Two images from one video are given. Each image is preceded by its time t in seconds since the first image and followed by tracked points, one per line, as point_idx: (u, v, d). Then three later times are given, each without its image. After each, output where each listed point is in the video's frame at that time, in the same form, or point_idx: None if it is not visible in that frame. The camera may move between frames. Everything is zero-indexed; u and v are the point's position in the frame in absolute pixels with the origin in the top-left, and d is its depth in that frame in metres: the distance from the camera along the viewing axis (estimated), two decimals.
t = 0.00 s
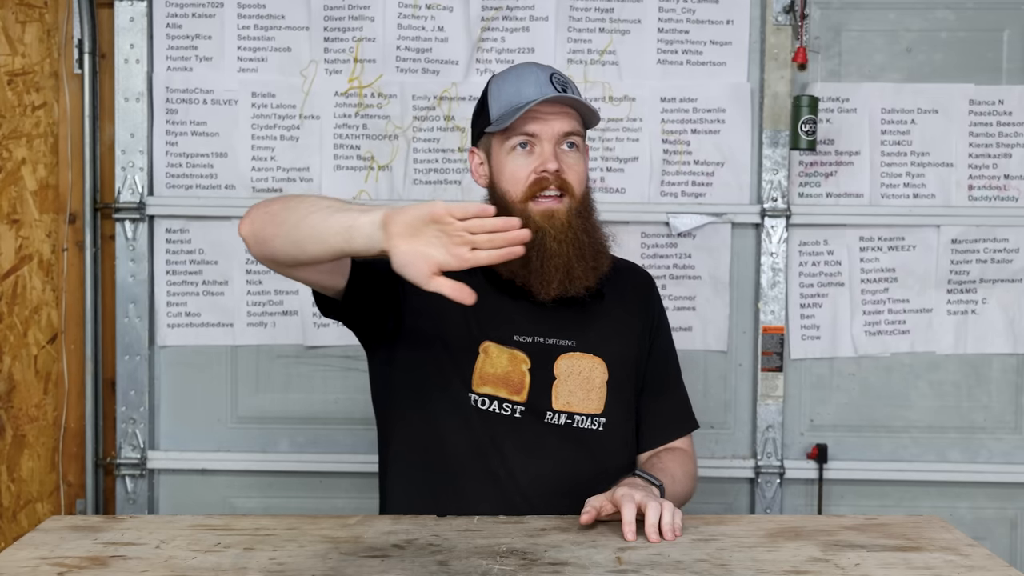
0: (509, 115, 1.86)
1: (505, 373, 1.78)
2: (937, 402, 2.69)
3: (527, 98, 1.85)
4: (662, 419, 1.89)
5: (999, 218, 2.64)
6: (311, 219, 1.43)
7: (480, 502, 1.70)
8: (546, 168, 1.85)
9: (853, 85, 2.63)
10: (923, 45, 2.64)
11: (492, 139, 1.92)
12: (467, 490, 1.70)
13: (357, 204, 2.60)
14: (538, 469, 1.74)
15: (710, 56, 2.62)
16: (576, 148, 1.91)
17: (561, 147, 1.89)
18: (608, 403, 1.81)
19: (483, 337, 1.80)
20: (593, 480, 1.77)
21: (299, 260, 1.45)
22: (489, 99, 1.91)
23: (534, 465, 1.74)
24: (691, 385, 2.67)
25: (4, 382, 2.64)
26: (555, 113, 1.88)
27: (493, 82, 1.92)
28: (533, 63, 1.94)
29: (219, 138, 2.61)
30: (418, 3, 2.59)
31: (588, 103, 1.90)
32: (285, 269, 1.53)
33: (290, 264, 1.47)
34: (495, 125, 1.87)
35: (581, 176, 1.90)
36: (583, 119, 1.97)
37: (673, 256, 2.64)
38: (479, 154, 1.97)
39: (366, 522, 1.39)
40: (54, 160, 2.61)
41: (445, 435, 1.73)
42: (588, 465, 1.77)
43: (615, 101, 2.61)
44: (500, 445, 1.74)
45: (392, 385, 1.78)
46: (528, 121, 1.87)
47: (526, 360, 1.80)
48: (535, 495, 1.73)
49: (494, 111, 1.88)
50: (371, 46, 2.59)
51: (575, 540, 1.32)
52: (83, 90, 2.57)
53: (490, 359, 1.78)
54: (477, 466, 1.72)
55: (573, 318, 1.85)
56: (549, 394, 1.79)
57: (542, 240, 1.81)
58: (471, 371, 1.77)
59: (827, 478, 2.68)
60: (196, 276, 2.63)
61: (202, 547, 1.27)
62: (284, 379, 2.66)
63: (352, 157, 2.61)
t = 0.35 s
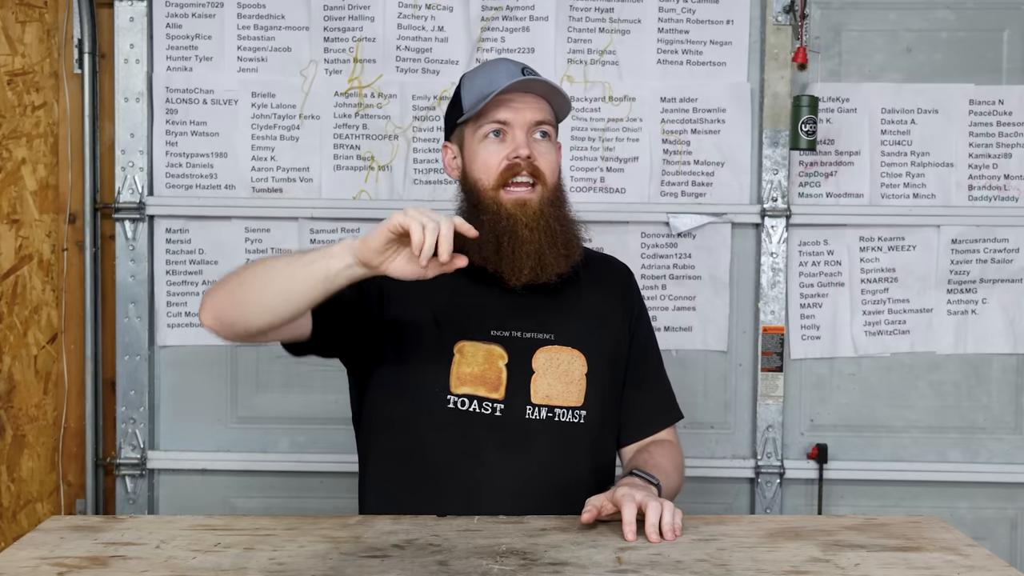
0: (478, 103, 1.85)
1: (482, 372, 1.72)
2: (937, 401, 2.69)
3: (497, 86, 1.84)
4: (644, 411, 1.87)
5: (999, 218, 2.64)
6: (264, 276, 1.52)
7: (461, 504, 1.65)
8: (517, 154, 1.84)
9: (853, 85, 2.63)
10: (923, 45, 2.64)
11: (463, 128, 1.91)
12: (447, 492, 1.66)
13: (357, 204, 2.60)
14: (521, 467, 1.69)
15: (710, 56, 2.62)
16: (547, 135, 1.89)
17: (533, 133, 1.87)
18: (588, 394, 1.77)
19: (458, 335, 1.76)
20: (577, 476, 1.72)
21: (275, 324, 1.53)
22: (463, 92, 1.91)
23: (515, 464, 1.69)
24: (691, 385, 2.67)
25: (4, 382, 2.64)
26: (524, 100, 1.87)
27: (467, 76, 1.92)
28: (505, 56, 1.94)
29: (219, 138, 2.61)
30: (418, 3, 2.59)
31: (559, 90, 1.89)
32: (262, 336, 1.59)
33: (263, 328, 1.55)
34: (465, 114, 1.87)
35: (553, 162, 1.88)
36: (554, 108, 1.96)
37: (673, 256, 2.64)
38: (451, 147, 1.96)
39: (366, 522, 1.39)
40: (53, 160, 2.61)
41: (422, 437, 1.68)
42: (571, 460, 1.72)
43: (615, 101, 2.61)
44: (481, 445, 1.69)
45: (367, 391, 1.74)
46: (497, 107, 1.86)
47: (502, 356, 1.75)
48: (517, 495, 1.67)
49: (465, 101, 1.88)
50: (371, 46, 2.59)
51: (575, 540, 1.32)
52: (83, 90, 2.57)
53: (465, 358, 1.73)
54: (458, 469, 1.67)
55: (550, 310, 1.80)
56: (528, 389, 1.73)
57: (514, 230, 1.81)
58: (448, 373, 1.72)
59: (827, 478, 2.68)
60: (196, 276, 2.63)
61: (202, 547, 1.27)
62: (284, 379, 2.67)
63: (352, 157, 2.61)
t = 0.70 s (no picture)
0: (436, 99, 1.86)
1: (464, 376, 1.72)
2: (937, 401, 2.69)
3: (452, 83, 1.84)
4: (630, 404, 1.82)
5: (999, 218, 2.64)
6: (318, 436, 1.45)
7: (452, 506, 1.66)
8: (480, 146, 1.85)
9: (853, 85, 2.63)
10: (923, 45, 2.64)
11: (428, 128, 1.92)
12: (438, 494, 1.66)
13: (357, 204, 2.60)
14: (509, 467, 1.69)
15: (710, 56, 2.62)
16: (511, 126, 1.89)
17: (495, 124, 1.87)
18: (571, 388, 1.75)
19: (436, 337, 1.73)
20: (565, 472, 1.72)
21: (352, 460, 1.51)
22: (424, 93, 1.91)
23: (503, 465, 1.69)
24: (691, 385, 2.67)
25: (4, 382, 2.64)
26: (482, 93, 1.87)
27: (427, 78, 1.93)
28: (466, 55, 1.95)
29: (219, 138, 2.61)
30: (418, 3, 2.59)
31: (516, 81, 1.88)
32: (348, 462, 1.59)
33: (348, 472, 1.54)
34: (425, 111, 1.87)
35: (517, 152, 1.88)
36: (516, 100, 1.95)
37: (673, 256, 2.64)
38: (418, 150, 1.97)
39: (366, 522, 1.39)
40: (53, 160, 2.61)
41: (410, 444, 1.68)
42: (558, 457, 1.71)
43: (615, 101, 2.61)
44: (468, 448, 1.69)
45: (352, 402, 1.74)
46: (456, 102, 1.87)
47: (482, 357, 1.73)
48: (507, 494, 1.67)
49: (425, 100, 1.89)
50: (371, 45, 2.59)
51: (575, 540, 1.32)
52: (83, 90, 2.57)
53: (446, 365, 1.71)
54: (448, 471, 1.67)
55: (528, 306, 1.79)
56: (511, 387, 1.73)
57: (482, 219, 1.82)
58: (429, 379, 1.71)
59: (827, 478, 2.68)
60: (196, 276, 2.63)
61: (202, 547, 1.27)
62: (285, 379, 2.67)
63: (352, 157, 2.61)
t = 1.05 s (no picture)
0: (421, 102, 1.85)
1: (456, 374, 1.71)
2: (937, 401, 2.69)
3: (435, 83, 1.83)
4: (621, 402, 1.83)
5: (999, 218, 2.64)
6: (329, 458, 1.45)
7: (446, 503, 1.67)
8: (465, 146, 1.84)
9: (853, 85, 2.63)
10: (923, 45, 2.64)
11: (411, 130, 1.91)
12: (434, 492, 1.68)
13: (357, 204, 2.60)
14: (502, 466, 1.69)
15: (710, 56, 2.62)
16: (495, 127, 1.89)
17: (480, 126, 1.87)
18: (563, 386, 1.75)
19: (427, 336, 1.73)
20: (558, 469, 1.72)
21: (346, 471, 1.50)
22: (406, 96, 1.90)
23: (496, 464, 1.69)
24: (691, 385, 2.67)
25: (4, 382, 2.64)
26: (466, 94, 1.87)
27: (407, 82, 1.92)
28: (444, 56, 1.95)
29: (219, 138, 2.61)
30: (418, 3, 2.59)
31: (498, 78, 1.89)
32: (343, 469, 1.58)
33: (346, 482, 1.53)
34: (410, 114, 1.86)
35: (502, 152, 1.88)
36: (497, 98, 1.95)
37: (673, 256, 2.64)
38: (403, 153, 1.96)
39: (366, 522, 1.39)
40: (53, 160, 2.61)
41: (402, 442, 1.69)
42: (550, 455, 1.72)
43: (615, 101, 2.61)
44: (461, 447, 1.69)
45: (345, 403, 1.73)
46: (439, 105, 1.86)
47: (474, 355, 1.73)
48: (500, 493, 1.68)
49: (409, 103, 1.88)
50: (371, 46, 2.59)
51: (575, 540, 1.32)
52: (83, 90, 2.57)
53: (437, 363, 1.71)
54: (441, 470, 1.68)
55: (520, 304, 1.79)
56: (502, 385, 1.73)
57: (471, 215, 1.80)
58: (422, 379, 1.70)
59: (827, 478, 2.68)
60: (196, 276, 2.63)
61: (201, 547, 1.27)
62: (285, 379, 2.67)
63: (352, 157, 2.61)
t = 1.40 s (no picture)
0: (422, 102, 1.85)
1: (454, 374, 1.71)
2: (937, 401, 2.69)
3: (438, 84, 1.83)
4: (619, 402, 1.83)
5: (999, 218, 2.64)
6: (336, 462, 1.45)
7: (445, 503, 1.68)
8: (464, 149, 1.85)
9: (853, 85, 2.63)
10: (923, 45, 2.64)
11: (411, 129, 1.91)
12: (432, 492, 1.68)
13: (357, 204, 2.60)
14: (500, 466, 1.69)
15: (710, 56, 2.62)
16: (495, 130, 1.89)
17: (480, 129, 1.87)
18: (561, 385, 1.75)
19: (425, 335, 1.72)
20: (557, 469, 1.72)
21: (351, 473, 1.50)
22: (406, 94, 1.90)
23: (495, 463, 1.69)
24: (690, 385, 2.67)
25: (4, 382, 2.64)
26: (468, 96, 1.87)
27: (408, 79, 1.91)
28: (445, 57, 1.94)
29: (219, 138, 2.61)
30: (418, 3, 2.59)
31: (500, 81, 1.89)
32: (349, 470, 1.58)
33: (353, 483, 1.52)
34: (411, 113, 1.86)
35: (502, 155, 1.89)
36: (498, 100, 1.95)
37: (673, 256, 2.64)
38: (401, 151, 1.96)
39: (366, 522, 1.39)
40: (53, 160, 2.61)
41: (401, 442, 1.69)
42: (549, 455, 1.72)
43: (615, 101, 2.61)
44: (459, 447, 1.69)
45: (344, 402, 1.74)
46: (441, 105, 1.86)
47: (472, 355, 1.73)
48: (498, 492, 1.68)
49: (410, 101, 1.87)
50: (371, 46, 2.59)
51: (575, 540, 1.32)
52: (83, 90, 2.57)
53: (436, 363, 1.71)
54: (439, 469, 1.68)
55: (518, 305, 1.79)
56: (501, 385, 1.73)
57: (468, 221, 1.81)
58: (420, 379, 1.70)
59: (827, 478, 2.68)
60: (196, 276, 2.63)
61: (201, 547, 1.27)
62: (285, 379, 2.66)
63: (352, 157, 2.61)
